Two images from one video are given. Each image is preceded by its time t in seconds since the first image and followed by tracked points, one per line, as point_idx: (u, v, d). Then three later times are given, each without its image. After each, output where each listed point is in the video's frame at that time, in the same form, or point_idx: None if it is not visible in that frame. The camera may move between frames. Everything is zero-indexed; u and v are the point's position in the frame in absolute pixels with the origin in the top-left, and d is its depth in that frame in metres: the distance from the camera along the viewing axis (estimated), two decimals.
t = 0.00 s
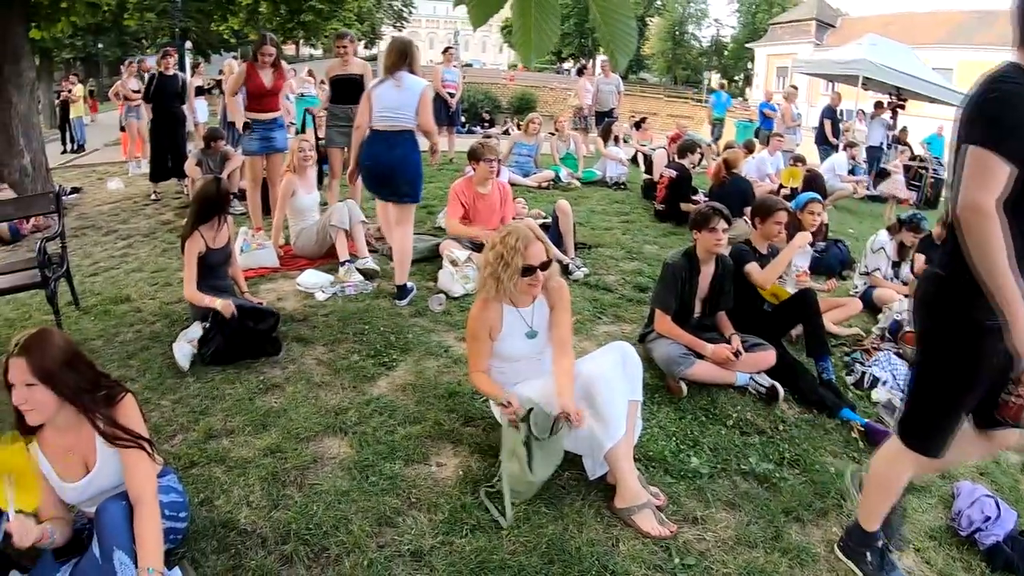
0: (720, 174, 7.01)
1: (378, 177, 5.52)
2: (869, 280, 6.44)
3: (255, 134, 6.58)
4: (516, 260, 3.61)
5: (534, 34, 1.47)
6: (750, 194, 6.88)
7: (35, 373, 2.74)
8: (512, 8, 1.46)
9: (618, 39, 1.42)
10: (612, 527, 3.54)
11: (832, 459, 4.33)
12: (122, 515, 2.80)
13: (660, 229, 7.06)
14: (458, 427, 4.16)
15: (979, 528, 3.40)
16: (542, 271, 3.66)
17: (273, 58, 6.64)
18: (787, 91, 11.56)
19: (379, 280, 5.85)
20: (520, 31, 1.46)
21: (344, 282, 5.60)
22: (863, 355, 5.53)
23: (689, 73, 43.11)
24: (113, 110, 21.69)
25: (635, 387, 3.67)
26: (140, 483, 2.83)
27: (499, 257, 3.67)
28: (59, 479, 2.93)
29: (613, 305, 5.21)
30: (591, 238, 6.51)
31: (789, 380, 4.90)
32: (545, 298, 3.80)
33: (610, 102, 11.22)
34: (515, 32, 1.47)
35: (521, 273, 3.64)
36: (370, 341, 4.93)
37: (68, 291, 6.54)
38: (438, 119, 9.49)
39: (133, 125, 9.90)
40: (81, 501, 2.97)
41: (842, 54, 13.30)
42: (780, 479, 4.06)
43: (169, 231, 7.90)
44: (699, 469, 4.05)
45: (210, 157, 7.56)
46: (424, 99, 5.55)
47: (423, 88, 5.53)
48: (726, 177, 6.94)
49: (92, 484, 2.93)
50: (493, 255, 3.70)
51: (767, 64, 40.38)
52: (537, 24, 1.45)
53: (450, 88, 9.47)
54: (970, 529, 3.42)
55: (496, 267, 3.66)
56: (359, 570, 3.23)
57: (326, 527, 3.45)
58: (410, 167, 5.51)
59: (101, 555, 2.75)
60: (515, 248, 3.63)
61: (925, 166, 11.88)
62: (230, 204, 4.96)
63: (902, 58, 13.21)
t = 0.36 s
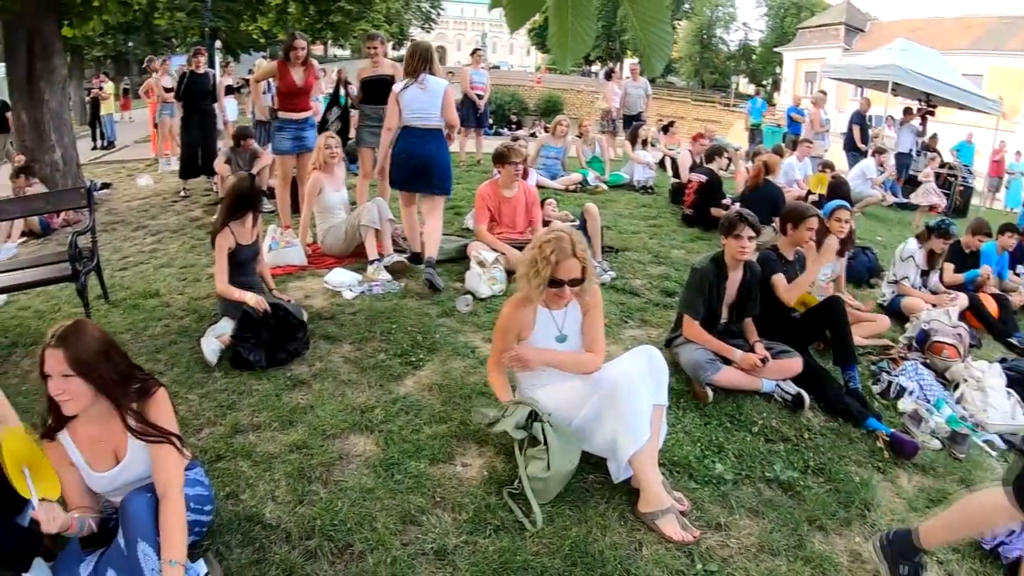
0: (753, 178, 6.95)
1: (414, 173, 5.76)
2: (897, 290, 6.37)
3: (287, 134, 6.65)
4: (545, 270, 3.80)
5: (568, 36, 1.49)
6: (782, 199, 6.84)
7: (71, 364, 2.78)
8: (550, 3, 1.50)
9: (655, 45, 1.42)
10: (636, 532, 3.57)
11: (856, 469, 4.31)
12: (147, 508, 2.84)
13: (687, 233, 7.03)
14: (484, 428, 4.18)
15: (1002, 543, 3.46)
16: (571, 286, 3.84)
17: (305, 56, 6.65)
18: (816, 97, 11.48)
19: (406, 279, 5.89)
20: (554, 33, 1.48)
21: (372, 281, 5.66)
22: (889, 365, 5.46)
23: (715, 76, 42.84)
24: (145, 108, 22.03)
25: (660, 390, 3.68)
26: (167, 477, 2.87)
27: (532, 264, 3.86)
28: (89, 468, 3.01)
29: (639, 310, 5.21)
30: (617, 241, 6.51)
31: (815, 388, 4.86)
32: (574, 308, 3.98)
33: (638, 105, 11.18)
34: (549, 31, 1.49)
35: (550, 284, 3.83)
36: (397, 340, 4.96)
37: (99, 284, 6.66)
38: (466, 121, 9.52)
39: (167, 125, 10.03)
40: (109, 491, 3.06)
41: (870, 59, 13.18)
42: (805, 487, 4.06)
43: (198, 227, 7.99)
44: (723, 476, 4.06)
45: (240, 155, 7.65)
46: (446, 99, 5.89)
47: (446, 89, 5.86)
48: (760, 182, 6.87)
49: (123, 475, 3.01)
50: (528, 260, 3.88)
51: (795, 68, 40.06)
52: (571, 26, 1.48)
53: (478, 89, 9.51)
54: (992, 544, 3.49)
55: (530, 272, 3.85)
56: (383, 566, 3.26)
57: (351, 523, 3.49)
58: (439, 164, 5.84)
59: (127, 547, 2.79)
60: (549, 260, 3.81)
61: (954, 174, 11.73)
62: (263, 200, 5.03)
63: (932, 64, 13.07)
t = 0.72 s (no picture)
0: (789, 181, 6.90)
1: (440, 159, 5.93)
2: (928, 297, 6.31)
3: (318, 132, 6.70)
4: (567, 274, 3.81)
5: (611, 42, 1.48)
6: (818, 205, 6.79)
7: (115, 359, 2.81)
8: (595, 4, 1.48)
9: (700, 47, 1.40)
10: (666, 536, 3.57)
11: (886, 479, 4.26)
12: (181, 502, 2.88)
13: (718, 238, 6.99)
14: (514, 430, 4.19)
15: None
16: (595, 289, 3.81)
17: (338, 54, 6.70)
18: (847, 102, 11.37)
19: (437, 279, 5.92)
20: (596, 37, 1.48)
21: (403, 281, 5.71)
22: (921, 375, 5.40)
23: (743, 80, 42.50)
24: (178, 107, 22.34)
25: (693, 396, 3.68)
26: (203, 475, 2.91)
27: (559, 267, 3.86)
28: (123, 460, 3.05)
29: (669, 314, 5.20)
30: (648, 245, 6.49)
31: (846, 396, 4.81)
32: (608, 307, 3.94)
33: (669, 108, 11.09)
34: (593, 36, 1.49)
35: (573, 288, 3.82)
36: (428, 341, 4.99)
37: (131, 279, 6.77)
38: (496, 122, 9.54)
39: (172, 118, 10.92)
40: (140, 483, 3.09)
41: (904, 64, 13.02)
42: (834, 496, 4.03)
43: (229, 225, 8.08)
44: (752, 483, 4.04)
45: (272, 153, 7.72)
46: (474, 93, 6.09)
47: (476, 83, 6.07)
48: (797, 188, 6.85)
49: (157, 467, 3.05)
50: (557, 262, 3.89)
51: (825, 72, 39.67)
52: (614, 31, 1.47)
53: (509, 91, 9.52)
54: None
55: (556, 275, 3.86)
56: (411, 566, 3.28)
57: (379, 521, 3.51)
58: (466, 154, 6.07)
59: (160, 539, 2.84)
60: (572, 264, 3.79)
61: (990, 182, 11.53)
62: (298, 198, 5.09)
63: (968, 70, 12.86)
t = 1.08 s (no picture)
0: (824, 187, 6.86)
1: (487, 161, 6.29)
2: (965, 307, 6.23)
3: (355, 134, 6.76)
4: (596, 277, 3.86)
5: (662, 43, 1.40)
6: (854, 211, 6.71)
7: (164, 349, 2.88)
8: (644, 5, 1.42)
9: (750, 57, 1.30)
10: (698, 541, 3.57)
11: (920, 489, 4.22)
12: (218, 494, 2.95)
13: (752, 243, 6.97)
14: (549, 431, 4.23)
15: None
16: (626, 290, 3.83)
17: (373, 55, 6.79)
18: (883, 107, 11.25)
19: (472, 280, 5.97)
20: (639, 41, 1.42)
21: (439, 282, 5.77)
22: (956, 385, 5.34)
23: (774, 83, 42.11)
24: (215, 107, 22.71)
25: (728, 401, 3.67)
26: (243, 470, 2.97)
27: (590, 271, 3.91)
28: (165, 446, 3.12)
29: (704, 319, 5.21)
30: (682, 249, 6.48)
31: (881, 405, 4.78)
32: (641, 310, 3.95)
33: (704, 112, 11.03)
34: (637, 40, 1.44)
35: (603, 291, 3.85)
36: (464, 342, 5.03)
37: (169, 275, 6.92)
38: (531, 124, 9.59)
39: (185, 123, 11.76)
40: (178, 472, 3.15)
41: (942, 69, 12.83)
42: (868, 505, 4.01)
43: (264, 223, 8.19)
44: (786, 490, 4.02)
45: (308, 153, 7.83)
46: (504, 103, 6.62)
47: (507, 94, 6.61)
48: (831, 194, 6.79)
49: (197, 458, 3.10)
50: (588, 267, 3.95)
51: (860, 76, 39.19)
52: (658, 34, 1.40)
53: (543, 93, 9.54)
54: None
55: (587, 279, 3.91)
56: (446, 565, 3.31)
57: (414, 520, 3.56)
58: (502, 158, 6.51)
59: (195, 530, 2.87)
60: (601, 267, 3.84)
61: None
62: (337, 198, 5.16)
63: (1008, 76, 12.64)
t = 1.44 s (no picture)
0: (847, 192, 6.89)
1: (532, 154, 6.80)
2: (993, 311, 6.23)
3: (382, 135, 6.88)
4: (628, 281, 3.88)
5: (707, 56, 1.70)
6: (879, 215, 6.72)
7: (194, 343, 2.99)
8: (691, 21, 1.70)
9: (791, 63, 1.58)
10: (728, 543, 3.61)
11: (946, 495, 4.24)
12: (254, 492, 2.99)
13: (778, 247, 6.99)
14: (580, 433, 4.29)
15: None
16: (657, 294, 3.85)
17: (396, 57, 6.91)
18: (907, 111, 11.23)
19: (500, 282, 6.05)
20: (693, 51, 1.71)
21: (467, 283, 5.85)
22: (982, 392, 5.34)
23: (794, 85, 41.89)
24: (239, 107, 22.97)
25: (757, 405, 3.71)
26: (286, 470, 3.03)
27: (621, 276, 3.93)
28: (210, 435, 3.22)
29: (731, 323, 5.25)
30: (708, 253, 6.52)
31: (907, 411, 4.79)
32: (673, 314, 3.97)
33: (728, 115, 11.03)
34: (688, 50, 1.72)
35: (635, 295, 3.88)
36: (494, 343, 5.11)
37: (199, 273, 7.05)
38: (556, 127, 9.69)
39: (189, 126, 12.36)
40: (217, 462, 3.25)
41: (968, 72, 12.75)
42: (895, 510, 4.03)
43: (291, 223, 8.30)
44: (814, 494, 4.05)
45: (335, 155, 8.00)
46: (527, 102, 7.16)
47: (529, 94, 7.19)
48: (855, 198, 6.78)
49: (239, 451, 3.19)
50: (619, 271, 3.97)
51: (882, 79, 38.87)
52: (709, 50, 1.70)
53: (568, 96, 9.61)
54: None
55: (619, 284, 3.93)
56: (479, 563, 3.38)
57: (448, 519, 3.62)
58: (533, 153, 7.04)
59: (233, 528, 2.91)
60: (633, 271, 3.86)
61: None
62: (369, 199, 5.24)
63: None
